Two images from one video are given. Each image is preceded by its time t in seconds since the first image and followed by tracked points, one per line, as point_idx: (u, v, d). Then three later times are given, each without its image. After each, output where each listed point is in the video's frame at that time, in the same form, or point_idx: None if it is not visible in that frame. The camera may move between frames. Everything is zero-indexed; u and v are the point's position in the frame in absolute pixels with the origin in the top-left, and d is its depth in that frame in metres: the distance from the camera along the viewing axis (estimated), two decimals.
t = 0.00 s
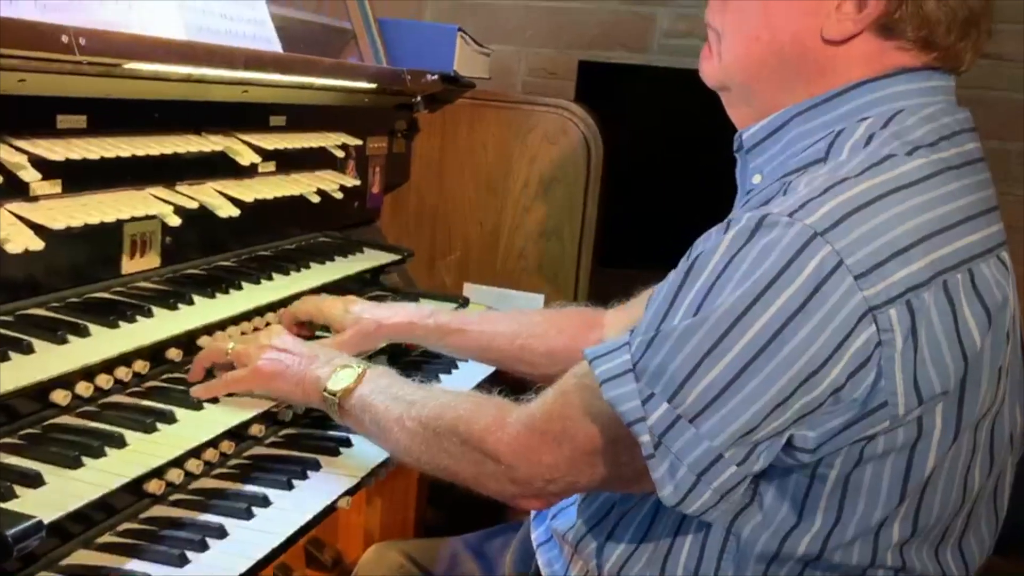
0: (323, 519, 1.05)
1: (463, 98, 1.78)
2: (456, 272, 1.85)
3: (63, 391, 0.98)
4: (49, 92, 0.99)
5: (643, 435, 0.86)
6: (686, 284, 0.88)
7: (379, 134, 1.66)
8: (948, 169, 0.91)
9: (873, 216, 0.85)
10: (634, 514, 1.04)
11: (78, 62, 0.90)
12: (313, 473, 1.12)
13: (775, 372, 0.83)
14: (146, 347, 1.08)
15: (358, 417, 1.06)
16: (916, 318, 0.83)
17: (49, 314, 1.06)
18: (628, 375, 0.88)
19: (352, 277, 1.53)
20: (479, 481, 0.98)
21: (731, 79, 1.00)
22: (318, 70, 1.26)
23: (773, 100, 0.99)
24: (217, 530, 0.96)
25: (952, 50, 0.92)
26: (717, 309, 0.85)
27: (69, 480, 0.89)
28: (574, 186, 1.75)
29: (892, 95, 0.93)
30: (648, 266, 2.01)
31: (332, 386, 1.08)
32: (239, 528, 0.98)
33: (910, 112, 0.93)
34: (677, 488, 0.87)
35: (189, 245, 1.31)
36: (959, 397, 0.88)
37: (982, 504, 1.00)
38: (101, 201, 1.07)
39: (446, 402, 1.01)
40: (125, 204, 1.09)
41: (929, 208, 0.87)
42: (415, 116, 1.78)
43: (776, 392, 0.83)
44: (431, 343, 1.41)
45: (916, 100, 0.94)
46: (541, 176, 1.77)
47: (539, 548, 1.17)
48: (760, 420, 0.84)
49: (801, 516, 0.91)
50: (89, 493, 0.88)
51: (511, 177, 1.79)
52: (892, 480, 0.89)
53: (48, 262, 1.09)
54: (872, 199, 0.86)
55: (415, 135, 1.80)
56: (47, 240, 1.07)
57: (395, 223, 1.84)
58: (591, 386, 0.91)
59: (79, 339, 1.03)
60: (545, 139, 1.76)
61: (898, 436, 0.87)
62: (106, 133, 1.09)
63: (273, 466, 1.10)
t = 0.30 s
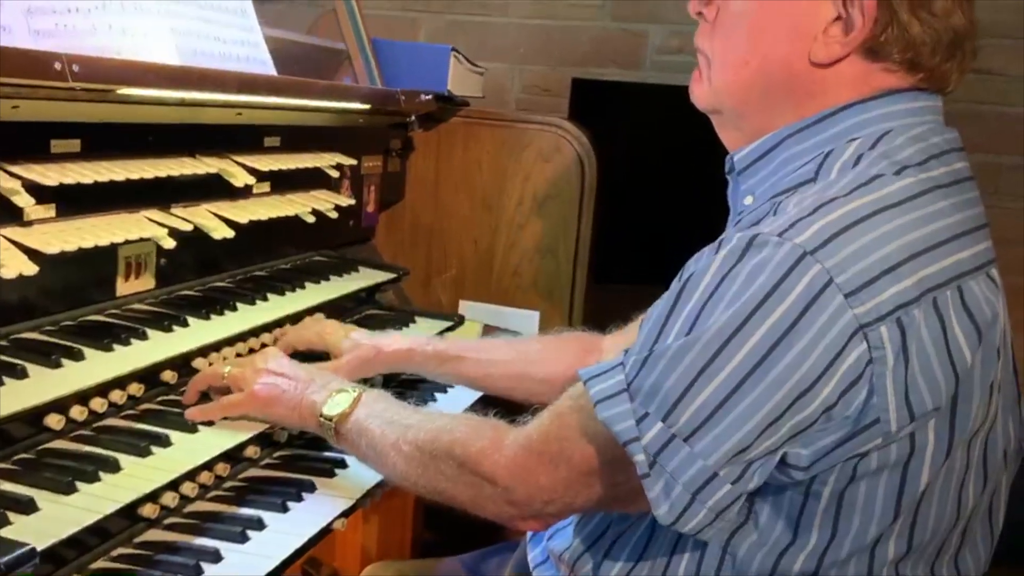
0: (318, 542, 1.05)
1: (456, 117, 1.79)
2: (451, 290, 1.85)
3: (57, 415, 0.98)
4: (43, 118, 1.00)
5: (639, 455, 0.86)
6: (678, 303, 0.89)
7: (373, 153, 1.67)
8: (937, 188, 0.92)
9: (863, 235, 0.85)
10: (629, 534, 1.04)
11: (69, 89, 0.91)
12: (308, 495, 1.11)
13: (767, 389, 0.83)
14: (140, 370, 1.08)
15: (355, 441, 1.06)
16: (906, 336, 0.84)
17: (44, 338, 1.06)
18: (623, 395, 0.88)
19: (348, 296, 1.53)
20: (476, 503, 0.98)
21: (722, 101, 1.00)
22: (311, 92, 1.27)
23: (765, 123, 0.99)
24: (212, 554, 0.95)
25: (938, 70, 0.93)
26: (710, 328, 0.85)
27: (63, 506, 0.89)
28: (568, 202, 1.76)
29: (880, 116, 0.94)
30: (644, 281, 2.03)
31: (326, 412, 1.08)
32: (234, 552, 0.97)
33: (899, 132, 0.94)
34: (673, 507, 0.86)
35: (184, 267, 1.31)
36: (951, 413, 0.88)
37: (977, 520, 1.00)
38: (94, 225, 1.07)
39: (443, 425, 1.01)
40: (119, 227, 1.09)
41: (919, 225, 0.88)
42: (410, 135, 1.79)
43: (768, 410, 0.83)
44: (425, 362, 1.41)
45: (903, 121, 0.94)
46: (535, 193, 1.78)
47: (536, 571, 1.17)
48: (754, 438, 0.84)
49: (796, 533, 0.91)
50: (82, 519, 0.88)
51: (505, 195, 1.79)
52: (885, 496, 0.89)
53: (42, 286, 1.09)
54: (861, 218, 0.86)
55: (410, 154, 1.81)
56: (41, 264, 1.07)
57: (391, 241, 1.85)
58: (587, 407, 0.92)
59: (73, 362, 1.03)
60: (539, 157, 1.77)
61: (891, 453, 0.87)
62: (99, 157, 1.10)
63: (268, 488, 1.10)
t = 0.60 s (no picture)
0: (311, 563, 1.04)
1: (451, 133, 1.80)
2: (445, 306, 1.85)
3: (49, 438, 0.98)
4: (36, 140, 1.00)
5: (632, 474, 0.86)
6: (670, 321, 0.89)
7: (368, 170, 1.67)
8: (925, 206, 0.92)
9: (851, 253, 0.86)
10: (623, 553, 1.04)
11: (62, 113, 0.91)
12: (301, 515, 1.11)
13: (758, 406, 0.83)
14: (134, 391, 1.08)
15: (350, 461, 1.06)
16: (896, 353, 0.84)
17: (37, 359, 1.06)
18: (615, 414, 0.88)
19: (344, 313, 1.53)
20: (471, 524, 0.98)
21: (713, 118, 1.00)
22: (304, 111, 1.27)
23: (757, 141, 0.99)
24: None
25: (927, 90, 0.94)
26: (700, 346, 0.85)
27: (54, 530, 0.89)
28: (561, 216, 1.76)
29: (869, 135, 0.94)
30: (639, 296, 2.03)
31: (321, 431, 1.08)
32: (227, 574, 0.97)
33: (888, 150, 0.94)
34: (666, 525, 0.86)
35: (178, 285, 1.31)
36: (941, 429, 0.88)
37: (968, 537, 1.00)
38: (88, 246, 1.07)
39: (437, 445, 1.02)
40: (113, 248, 1.09)
41: (907, 243, 0.88)
42: (404, 151, 1.80)
43: (759, 427, 0.83)
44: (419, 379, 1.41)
45: (892, 140, 0.95)
46: (529, 208, 1.78)
47: None
48: (745, 455, 0.84)
49: (788, 551, 0.91)
50: (74, 543, 0.87)
51: (499, 211, 1.80)
52: (877, 513, 0.89)
53: (35, 307, 1.09)
54: (851, 236, 0.87)
55: (404, 170, 1.82)
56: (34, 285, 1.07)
57: (386, 257, 1.86)
58: (580, 428, 0.92)
59: (66, 384, 1.02)
60: (532, 172, 1.77)
61: (882, 469, 0.87)
62: (91, 179, 1.10)
63: (261, 509, 1.10)
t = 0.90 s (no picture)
0: None
1: (448, 146, 1.80)
2: (444, 317, 1.85)
3: (45, 454, 0.98)
4: (32, 156, 1.00)
5: (631, 488, 0.86)
6: (667, 334, 0.89)
7: (366, 183, 1.68)
8: (919, 218, 0.92)
9: (846, 265, 0.86)
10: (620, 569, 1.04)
11: (57, 129, 0.91)
12: (298, 531, 1.11)
13: (756, 418, 0.83)
14: (131, 406, 1.08)
15: (348, 477, 1.06)
16: (892, 364, 0.84)
17: (34, 374, 1.06)
18: (613, 428, 0.88)
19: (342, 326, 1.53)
20: (471, 542, 0.97)
21: (709, 131, 1.00)
22: (300, 125, 1.27)
23: (753, 153, 1.00)
24: None
25: (921, 103, 0.94)
26: (698, 359, 0.85)
27: (49, 547, 0.89)
28: (558, 226, 1.77)
29: (863, 147, 0.94)
30: (639, 306, 2.03)
31: (321, 447, 1.08)
32: None
33: (881, 163, 0.94)
34: (666, 539, 0.86)
35: (176, 299, 1.31)
36: (938, 439, 0.88)
37: (967, 548, 0.99)
38: (85, 261, 1.07)
39: (437, 462, 1.01)
40: (110, 262, 1.09)
41: (902, 254, 0.88)
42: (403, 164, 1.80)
43: (757, 440, 0.83)
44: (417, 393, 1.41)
45: (886, 153, 0.95)
46: (526, 219, 1.78)
47: None
48: (744, 467, 0.84)
49: (787, 564, 0.90)
50: (68, 559, 0.87)
51: (497, 223, 1.80)
52: (875, 523, 0.88)
53: (33, 322, 1.09)
54: (846, 247, 0.87)
55: (402, 182, 1.82)
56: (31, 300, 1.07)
57: (384, 268, 1.85)
58: (577, 443, 0.91)
59: (63, 399, 1.02)
60: (529, 183, 1.77)
61: (880, 480, 0.86)
62: (89, 195, 1.10)
63: (258, 524, 1.10)
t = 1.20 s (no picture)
0: None
1: (450, 157, 1.81)
2: (445, 328, 1.85)
3: (47, 468, 0.98)
4: (35, 170, 1.01)
5: (636, 507, 0.86)
6: (673, 349, 0.88)
7: (367, 194, 1.68)
8: (924, 235, 0.92)
9: (852, 283, 0.86)
10: None
11: (60, 145, 0.92)
12: (300, 543, 1.11)
13: (762, 437, 0.83)
14: (133, 420, 1.08)
15: (353, 494, 1.06)
16: (897, 383, 0.84)
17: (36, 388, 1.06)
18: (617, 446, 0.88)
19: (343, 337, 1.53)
20: (476, 560, 0.97)
21: (714, 142, 1.01)
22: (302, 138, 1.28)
23: (758, 166, 1.00)
24: None
25: (928, 118, 0.95)
26: (703, 377, 0.85)
27: (51, 561, 0.89)
28: (560, 239, 1.77)
29: (869, 163, 0.95)
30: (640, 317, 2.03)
31: (326, 465, 1.09)
32: None
33: (887, 178, 0.94)
34: (672, 557, 0.85)
35: (178, 310, 1.31)
36: (943, 458, 0.88)
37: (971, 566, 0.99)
38: (87, 274, 1.07)
39: (441, 481, 1.02)
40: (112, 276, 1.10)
41: (906, 272, 0.88)
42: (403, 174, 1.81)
43: (762, 459, 0.83)
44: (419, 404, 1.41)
45: (892, 168, 0.95)
46: (529, 231, 1.78)
47: None
48: (749, 486, 0.84)
49: None
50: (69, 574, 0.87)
51: (498, 234, 1.80)
52: (880, 542, 0.88)
53: (35, 335, 1.10)
54: (851, 265, 0.87)
55: (404, 194, 1.82)
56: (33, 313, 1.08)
57: (385, 278, 1.85)
58: (582, 460, 0.91)
59: (65, 413, 1.02)
60: (531, 195, 1.78)
61: (885, 499, 0.87)
62: (91, 208, 1.11)
63: (259, 537, 1.10)
